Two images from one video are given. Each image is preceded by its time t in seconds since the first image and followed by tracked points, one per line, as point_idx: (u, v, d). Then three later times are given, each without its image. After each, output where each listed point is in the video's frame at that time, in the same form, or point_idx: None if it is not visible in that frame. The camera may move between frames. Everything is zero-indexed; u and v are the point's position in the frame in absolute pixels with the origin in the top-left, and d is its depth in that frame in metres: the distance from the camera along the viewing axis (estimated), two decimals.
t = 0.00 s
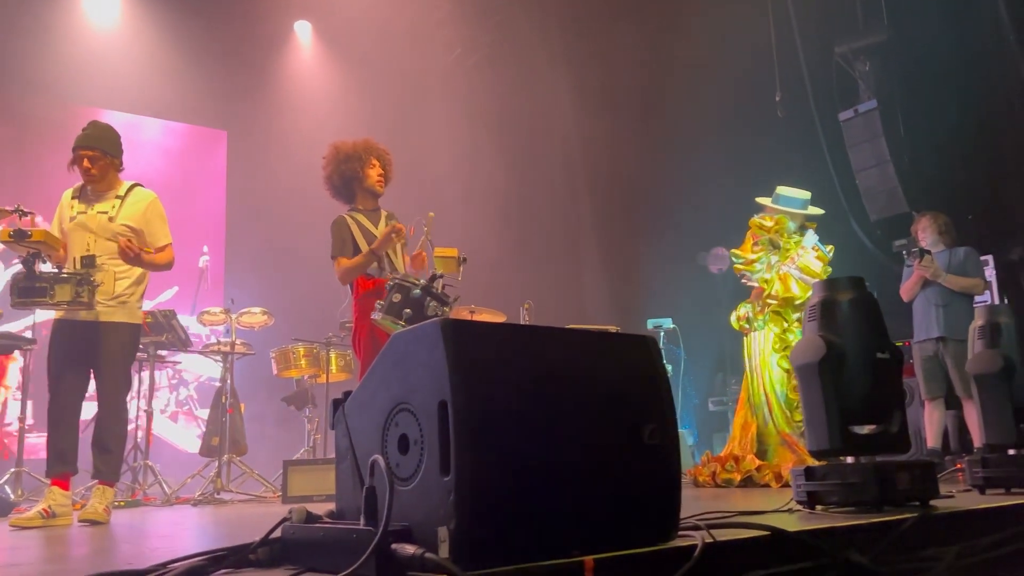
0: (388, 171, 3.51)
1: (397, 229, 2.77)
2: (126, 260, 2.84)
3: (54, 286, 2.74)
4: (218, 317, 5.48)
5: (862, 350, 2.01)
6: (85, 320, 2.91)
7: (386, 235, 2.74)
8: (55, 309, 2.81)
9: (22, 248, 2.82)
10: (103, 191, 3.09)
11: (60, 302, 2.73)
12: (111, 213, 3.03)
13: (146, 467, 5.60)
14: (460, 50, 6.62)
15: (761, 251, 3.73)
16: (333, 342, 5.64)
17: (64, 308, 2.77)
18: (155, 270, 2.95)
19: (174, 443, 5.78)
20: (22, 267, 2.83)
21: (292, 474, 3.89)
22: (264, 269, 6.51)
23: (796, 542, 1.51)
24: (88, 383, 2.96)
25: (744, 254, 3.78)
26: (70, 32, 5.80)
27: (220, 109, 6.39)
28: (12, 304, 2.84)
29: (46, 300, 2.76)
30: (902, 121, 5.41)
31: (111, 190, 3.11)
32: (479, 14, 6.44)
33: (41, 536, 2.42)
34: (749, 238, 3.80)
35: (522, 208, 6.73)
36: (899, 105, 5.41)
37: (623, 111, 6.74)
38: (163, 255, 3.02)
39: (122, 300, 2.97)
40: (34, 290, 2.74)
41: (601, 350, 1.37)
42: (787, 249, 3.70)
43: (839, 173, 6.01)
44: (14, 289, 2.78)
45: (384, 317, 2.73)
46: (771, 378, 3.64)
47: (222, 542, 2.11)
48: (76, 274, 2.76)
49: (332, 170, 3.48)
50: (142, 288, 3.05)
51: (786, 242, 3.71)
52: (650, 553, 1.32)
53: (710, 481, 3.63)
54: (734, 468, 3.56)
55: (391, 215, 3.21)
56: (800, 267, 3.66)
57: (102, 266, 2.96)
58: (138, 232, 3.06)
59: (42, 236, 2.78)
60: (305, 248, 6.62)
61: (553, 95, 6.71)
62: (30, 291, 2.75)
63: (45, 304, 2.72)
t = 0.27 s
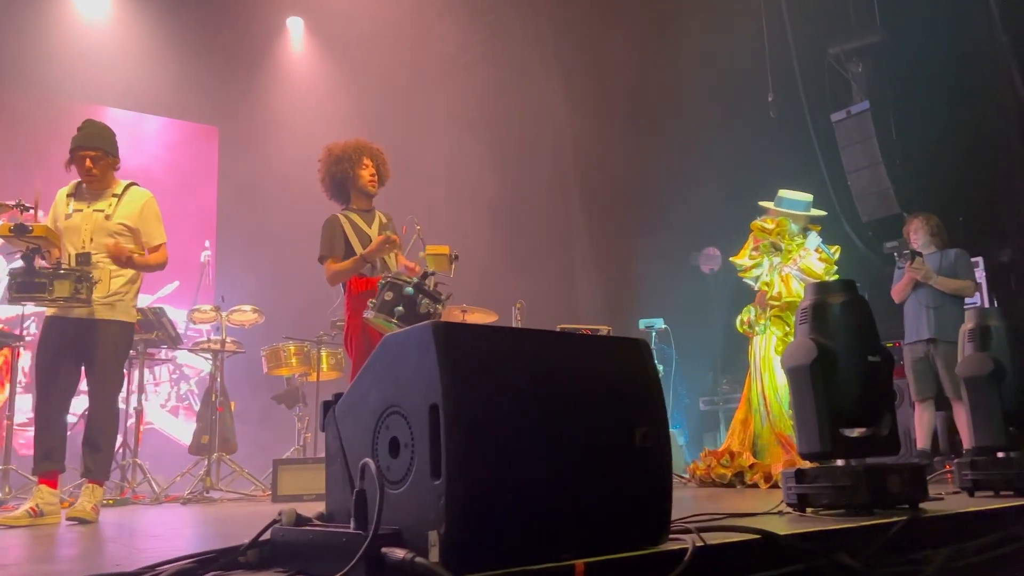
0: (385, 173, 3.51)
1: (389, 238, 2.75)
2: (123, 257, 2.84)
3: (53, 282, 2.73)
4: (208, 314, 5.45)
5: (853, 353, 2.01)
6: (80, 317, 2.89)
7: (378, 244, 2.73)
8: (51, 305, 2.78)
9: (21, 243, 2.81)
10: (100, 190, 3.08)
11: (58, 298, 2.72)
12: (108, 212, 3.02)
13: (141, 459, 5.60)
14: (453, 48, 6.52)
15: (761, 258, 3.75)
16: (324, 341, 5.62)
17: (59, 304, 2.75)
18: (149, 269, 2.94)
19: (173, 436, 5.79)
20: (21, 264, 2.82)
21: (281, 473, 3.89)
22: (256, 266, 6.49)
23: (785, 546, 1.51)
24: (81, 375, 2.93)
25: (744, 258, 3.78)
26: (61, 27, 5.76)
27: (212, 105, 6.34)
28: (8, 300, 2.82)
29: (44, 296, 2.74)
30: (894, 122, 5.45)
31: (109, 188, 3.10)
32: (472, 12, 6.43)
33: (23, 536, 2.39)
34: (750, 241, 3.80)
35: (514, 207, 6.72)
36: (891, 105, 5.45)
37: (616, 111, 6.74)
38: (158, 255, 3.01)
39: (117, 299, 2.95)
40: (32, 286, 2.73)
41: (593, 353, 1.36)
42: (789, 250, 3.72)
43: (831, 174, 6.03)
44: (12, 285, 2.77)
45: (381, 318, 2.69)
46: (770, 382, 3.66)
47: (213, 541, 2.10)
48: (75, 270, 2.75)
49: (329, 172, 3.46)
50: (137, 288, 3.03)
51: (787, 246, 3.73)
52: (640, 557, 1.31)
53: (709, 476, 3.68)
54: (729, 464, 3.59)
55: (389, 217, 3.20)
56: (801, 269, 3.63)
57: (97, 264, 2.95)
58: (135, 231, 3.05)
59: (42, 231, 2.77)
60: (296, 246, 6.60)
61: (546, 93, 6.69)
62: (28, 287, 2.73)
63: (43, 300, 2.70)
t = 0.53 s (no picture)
0: (390, 181, 3.55)
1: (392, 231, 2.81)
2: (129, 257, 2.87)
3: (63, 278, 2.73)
4: (207, 314, 5.46)
5: (851, 354, 2.01)
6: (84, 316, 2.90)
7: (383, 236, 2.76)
8: (52, 301, 2.78)
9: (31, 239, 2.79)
10: (99, 190, 3.08)
11: (68, 295, 2.72)
12: (110, 213, 3.03)
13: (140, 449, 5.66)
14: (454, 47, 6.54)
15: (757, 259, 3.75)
16: (323, 340, 5.62)
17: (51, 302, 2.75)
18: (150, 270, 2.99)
19: (172, 426, 5.82)
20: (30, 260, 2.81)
21: (280, 472, 3.89)
22: (255, 265, 6.49)
23: (782, 547, 1.51)
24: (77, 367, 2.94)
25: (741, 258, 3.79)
26: (60, 26, 5.76)
27: (211, 104, 6.35)
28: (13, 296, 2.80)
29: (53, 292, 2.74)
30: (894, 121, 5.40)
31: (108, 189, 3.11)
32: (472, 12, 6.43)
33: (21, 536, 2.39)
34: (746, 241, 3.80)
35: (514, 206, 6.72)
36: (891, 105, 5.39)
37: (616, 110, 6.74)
38: (156, 256, 3.05)
39: (119, 298, 2.96)
40: (44, 282, 2.72)
41: (590, 355, 1.36)
42: (787, 251, 3.69)
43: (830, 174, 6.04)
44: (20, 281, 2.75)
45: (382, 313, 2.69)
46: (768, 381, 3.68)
47: (212, 541, 2.11)
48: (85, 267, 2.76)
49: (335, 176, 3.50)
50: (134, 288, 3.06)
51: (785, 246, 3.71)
52: (637, 558, 1.32)
53: (707, 478, 3.72)
54: (725, 466, 3.62)
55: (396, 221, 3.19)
56: (798, 270, 3.63)
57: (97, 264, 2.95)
58: (134, 231, 3.07)
59: (55, 228, 2.77)
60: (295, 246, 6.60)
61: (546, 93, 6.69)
62: (38, 283, 2.73)
63: (53, 296, 2.70)
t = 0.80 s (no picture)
0: (411, 184, 3.73)
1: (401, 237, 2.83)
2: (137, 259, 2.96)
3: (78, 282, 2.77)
4: (216, 315, 5.48)
5: (858, 354, 2.01)
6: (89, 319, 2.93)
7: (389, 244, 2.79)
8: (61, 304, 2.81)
9: (47, 243, 2.85)
10: (97, 191, 3.10)
11: (83, 299, 2.77)
12: (111, 214, 3.06)
13: (152, 445, 5.71)
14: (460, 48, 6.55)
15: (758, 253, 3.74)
16: (331, 340, 5.63)
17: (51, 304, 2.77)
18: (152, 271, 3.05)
19: (186, 423, 5.88)
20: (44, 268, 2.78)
21: (288, 473, 3.91)
22: (263, 266, 6.52)
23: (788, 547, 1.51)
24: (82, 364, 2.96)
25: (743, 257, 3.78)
26: (68, 29, 5.80)
27: (218, 106, 6.38)
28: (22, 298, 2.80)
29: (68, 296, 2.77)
30: (901, 120, 5.40)
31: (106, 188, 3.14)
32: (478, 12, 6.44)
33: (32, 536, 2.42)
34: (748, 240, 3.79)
35: (521, 207, 6.72)
36: (898, 104, 5.40)
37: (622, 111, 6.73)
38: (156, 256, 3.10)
39: (123, 300, 3.01)
40: (59, 287, 2.73)
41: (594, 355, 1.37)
42: (789, 250, 3.70)
43: (838, 172, 6.01)
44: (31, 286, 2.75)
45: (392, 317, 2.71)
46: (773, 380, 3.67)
47: (219, 541, 2.12)
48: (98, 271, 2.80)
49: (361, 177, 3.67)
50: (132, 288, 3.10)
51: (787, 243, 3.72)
52: (643, 558, 1.33)
53: (714, 479, 3.72)
54: (733, 469, 3.63)
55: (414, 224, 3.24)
56: (801, 269, 3.63)
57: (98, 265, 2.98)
58: (133, 232, 3.11)
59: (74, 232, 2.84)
60: (302, 247, 6.63)
61: (552, 93, 6.69)
62: (53, 288, 2.73)
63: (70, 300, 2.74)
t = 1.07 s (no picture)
0: (443, 187, 3.91)
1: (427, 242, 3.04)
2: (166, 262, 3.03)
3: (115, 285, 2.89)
4: (246, 317, 5.57)
5: (888, 354, 1.99)
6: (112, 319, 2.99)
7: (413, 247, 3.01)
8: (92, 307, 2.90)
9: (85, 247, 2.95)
10: (115, 193, 3.15)
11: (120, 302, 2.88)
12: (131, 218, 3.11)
13: (196, 435, 5.88)
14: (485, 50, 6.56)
15: (788, 255, 3.75)
16: (359, 342, 5.69)
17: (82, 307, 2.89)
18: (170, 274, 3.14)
19: (227, 415, 6.03)
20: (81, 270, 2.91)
21: (317, 472, 3.97)
22: (291, 269, 6.61)
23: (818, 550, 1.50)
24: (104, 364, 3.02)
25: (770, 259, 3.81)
26: (101, 38, 5.91)
27: (247, 112, 6.48)
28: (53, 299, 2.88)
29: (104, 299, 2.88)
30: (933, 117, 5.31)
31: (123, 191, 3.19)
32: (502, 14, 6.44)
33: (69, 535, 2.49)
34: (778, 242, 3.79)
35: (545, 208, 6.74)
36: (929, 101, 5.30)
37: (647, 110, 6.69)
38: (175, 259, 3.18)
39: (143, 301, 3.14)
40: (97, 290, 2.84)
41: (622, 356, 1.37)
42: (818, 251, 3.72)
43: (866, 169, 5.94)
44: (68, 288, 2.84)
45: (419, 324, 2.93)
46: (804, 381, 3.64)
47: (251, 539, 2.16)
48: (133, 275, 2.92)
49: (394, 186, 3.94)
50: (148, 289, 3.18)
51: (818, 245, 3.74)
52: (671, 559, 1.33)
53: (742, 480, 3.69)
54: (761, 468, 3.60)
55: (447, 226, 3.38)
56: (832, 271, 3.66)
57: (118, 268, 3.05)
58: (151, 234, 3.17)
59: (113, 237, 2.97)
60: (330, 249, 6.70)
61: (576, 94, 6.68)
62: (93, 292, 2.84)
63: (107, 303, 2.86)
